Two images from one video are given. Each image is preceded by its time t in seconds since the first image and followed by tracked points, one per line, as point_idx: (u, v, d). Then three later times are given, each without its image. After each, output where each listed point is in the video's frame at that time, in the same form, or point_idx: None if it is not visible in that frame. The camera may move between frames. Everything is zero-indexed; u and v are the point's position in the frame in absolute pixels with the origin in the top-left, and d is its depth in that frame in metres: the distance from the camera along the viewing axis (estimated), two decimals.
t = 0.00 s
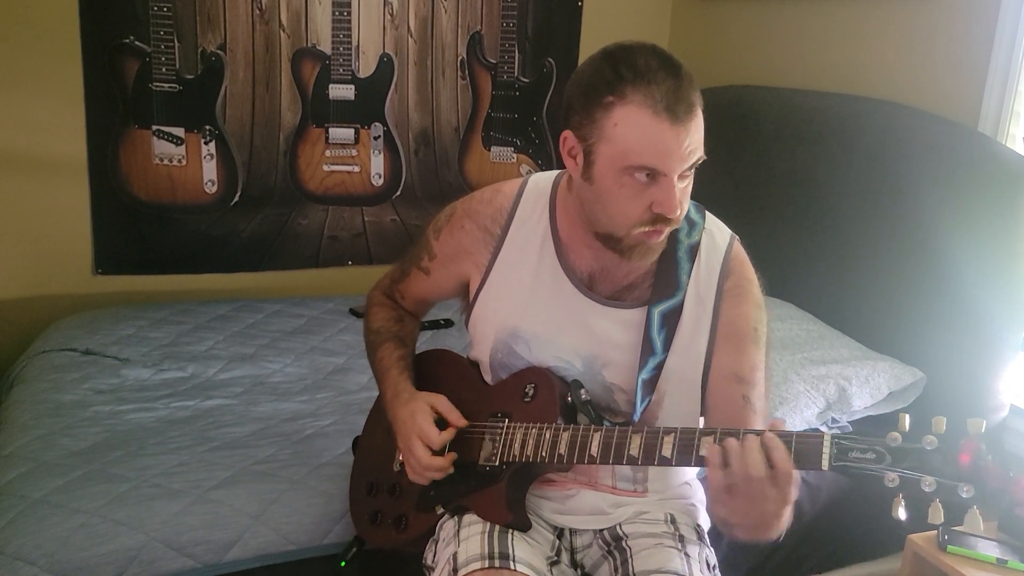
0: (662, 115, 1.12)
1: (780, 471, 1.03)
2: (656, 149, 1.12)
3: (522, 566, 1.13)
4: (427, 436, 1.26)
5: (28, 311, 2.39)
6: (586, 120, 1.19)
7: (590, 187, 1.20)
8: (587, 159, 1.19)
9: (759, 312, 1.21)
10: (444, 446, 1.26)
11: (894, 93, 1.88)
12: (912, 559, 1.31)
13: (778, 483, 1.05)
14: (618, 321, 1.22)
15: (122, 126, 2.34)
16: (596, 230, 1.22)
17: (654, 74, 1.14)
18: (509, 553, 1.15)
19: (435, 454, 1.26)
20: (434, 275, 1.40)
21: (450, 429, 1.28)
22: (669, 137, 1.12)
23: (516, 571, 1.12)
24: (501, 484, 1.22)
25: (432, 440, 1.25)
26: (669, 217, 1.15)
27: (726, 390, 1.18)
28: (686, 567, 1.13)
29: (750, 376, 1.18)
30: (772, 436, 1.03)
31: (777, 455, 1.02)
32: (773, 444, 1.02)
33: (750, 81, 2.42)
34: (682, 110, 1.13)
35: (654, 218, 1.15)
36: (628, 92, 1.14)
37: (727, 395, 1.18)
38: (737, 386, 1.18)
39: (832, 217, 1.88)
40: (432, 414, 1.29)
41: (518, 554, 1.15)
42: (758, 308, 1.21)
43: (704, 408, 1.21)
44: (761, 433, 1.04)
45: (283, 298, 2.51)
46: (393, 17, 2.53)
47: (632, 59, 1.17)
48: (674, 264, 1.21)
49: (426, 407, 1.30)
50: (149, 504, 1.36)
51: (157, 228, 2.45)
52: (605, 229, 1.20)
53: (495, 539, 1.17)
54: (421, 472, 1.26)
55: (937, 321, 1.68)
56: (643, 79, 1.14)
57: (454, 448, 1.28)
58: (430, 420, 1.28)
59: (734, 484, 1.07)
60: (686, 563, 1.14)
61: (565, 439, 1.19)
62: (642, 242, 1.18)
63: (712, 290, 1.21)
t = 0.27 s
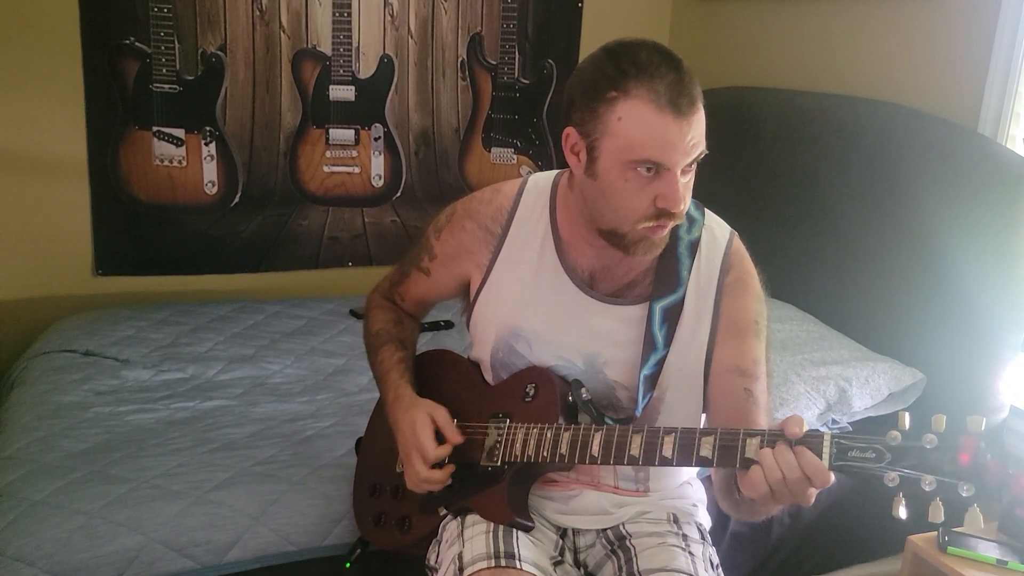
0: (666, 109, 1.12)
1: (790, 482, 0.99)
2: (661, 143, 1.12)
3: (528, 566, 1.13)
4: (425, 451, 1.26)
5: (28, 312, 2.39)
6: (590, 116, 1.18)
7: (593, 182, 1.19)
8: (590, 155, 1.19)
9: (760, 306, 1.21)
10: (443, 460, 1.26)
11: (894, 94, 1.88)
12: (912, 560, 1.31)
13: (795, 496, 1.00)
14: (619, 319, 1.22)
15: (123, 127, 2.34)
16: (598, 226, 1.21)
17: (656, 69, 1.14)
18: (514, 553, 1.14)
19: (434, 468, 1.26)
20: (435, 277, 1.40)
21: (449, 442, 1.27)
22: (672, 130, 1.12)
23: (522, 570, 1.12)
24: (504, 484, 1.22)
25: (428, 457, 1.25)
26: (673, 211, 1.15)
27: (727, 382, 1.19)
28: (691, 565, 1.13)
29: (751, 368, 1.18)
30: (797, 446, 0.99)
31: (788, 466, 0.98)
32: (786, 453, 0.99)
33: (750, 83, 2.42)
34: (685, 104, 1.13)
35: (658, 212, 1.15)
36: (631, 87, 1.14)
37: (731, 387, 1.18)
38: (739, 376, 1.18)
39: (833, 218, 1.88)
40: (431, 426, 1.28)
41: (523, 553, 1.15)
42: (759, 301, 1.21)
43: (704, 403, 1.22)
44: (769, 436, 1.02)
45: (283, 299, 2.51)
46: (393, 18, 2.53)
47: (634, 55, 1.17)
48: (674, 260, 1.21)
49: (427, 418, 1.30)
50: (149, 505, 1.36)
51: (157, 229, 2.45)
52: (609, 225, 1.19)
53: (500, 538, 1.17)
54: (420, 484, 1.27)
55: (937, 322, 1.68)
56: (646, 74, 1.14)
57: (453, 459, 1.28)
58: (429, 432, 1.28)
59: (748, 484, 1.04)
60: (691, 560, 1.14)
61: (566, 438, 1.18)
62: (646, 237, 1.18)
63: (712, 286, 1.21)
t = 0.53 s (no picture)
0: (666, 116, 1.12)
1: (789, 501, 0.99)
2: (661, 151, 1.12)
3: (523, 572, 1.14)
4: (418, 452, 1.25)
5: (29, 312, 2.39)
6: (589, 122, 1.18)
7: (594, 190, 1.19)
8: (591, 163, 1.19)
9: (762, 311, 1.21)
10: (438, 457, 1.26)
11: (894, 93, 1.88)
12: (913, 560, 1.31)
13: (794, 517, 1.00)
14: (619, 325, 1.22)
15: (123, 128, 2.35)
16: (600, 234, 1.21)
17: (656, 75, 1.14)
18: (510, 559, 1.15)
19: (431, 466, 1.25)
20: (433, 278, 1.40)
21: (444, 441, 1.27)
22: (672, 138, 1.11)
23: None
24: (502, 491, 1.22)
25: (423, 457, 1.24)
26: (675, 220, 1.14)
27: (730, 389, 1.18)
28: (690, 570, 1.13)
29: (754, 374, 1.18)
30: (800, 467, 0.99)
31: (788, 485, 0.98)
32: (786, 473, 0.99)
33: (750, 83, 2.42)
34: (685, 110, 1.12)
35: (660, 221, 1.15)
36: (630, 93, 1.14)
37: (733, 395, 1.18)
38: (742, 383, 1.18)
39: (833, 217, 1.88)
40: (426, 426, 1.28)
41: (519, 559, 1.16)
42: (761, 306, 1.21)
43: (706, 409, 1.22)
44: (773, 455, 1.02)
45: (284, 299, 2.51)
46: (394, 19, 2.53)
47: (634, 59, 1.17)
48: (677, 266, 1.21)
49: (421, 419, 1.29)
50: (149, 506, 1.36)
51: (158, 229, 2.45)
52: (611, 233, 1.19)
53: (495, 544, 1.18)
54: (419, 484, 1.26)
55: (937, 322, 1.68)
56: (645, 80, 1.14)
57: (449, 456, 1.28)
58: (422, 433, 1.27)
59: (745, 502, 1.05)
60: (690, 565, 1.14)
61: (566, 448, 1.18)
62: (648, 247, 1.17)
63: (714, 291, 1.21)
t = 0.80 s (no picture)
0: (659, 87, 1.13)
1: (791, 512, 0.99)
2: (655, 122, 1.12)
3: None
4: (416, 456, 1.25)
5: (29, 313, 2.39)
6: (585, 103, 1.19)
7: (592, 171, 1.19)
8: (588, 144, 1.19)
9: (765, 314, 1.21)
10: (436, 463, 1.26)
11: (894, 93, 1.88)
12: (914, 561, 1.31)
13: (794, 526, 1.00)
14: (621, 326, 1.22)
15: (124, 128, 2.35)
16: (601, 218, 1.21)
17: (649, 51, 1.16)
18: (508, 564, 1.15)
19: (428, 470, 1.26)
20: (433, 279, 1.40)
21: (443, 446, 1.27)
22: (666, 108, 1.12)
23: None
24: (502, 495, 1.22)
25: (420, 461, 1.24)
26: (672, 194, 1.13)
27: (733, 392, 1.18)
28: None
29: (756, 378, 1.18)
30: (802, 478, 0.99)
31: (790, 496, 0.98)
32: (788, 484, 0.99)
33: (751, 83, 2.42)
34: (678, 82, 1.13)
35: (658, 196, 1.14)
36: (624, 68, 1.15)
37: (736, 399, 1.18)
38: (743, 387, 1.17)
39: (833, 217, 1.88)
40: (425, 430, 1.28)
41: (518, 565, 1.16)
42: (764, 309, 1.21)
43: (707, 412, 1.22)
44: (776, 465, 1.02)
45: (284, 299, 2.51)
46: (394, 19, 2.53)
47: (627, 40, 1.18)
48: (679, 267, 1.21)
49: (420, 423, 1.29)
50: (150, 506, 1.36)
51: (158, 229, 2.45)
52: (610, 214, 1.19)
53: (495, 549, 1.18)
54: (416, 489, 1.26)
55: (938, 323, 1.68)
56: (638, 55, 1.15)
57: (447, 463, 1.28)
58: (421, 437, 1.27)
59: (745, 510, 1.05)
60: (690, 570, 1.15)
61: (566, 453, 1.18)
62: (649, 226, 1.16)
63: (716, 294, 1.21)
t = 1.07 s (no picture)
0: (660, 98, 1.13)
1: (791, 497, 0.98)
2: (655, 132, 1.12)
3: (524, 573, 1.14)
4: (424, 439, 1.26)
5: (30, 313, 2.39)
6: (585, 107, 1.19)
7: (590, 176, 1.20)
8: (587, 149, 1.19)
9: (763, 310, 1.21)
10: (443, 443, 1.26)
11: (894, 93, 1.88)
12: (914, 560, 1.31)
13: (795, 512, 1.00)
14: (621, 321, 1.22)
15: (124, 128, 2.35)
16: (597, 222, 1.21)
17: (651, 59, 1.15)
18: (511, 559, 1.15)
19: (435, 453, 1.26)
20: (435, 277, 1.40)
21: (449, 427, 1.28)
22: (666, 119, 1.12)
23: None
24: (505, 490, 1.22)
25: (429, 442, 1.25)
26: (669, 203, 1.14)
27: (733, 388, 1.18)
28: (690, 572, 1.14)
29: (756, 373, 1.18)
30: (801, 464, 0.99)
31: (789, 480, 0.98)
32: (787, 469, 0.99)
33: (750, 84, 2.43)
34: (679, 93, 1.13)
35: (655, 205, 1.15)
36: (625, 77, 1.15)
37: (736, 395, 1.18)
38: (743, 382, 1.18)
39: (833, 217, 1.89)
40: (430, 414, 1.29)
41: (520, 559, 1.16)
42: (762, 305, 1.21)
43: (707, 409, 1.22)
44: (774, 452, 1.02)
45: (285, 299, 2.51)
46: (395, 19, 2.53)
47: (630, 46, 1.18)
48: (677, 264, 1.21)
49: (425, 408, 1.30)
50: (151, 506, 1.36)
51: (158, 229, 2.45)
52: (606, 219, 1.20)
53: (497, 544, 1.17)
54: (423, 473, 1.26)
55: (939, 322, 1.68)
56: (640, 64, 1.15)
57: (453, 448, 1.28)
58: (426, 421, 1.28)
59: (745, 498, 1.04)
60: (690, 567, 1.14)
61: (568, 447, 1.18)
62: (645, 232, 1.17)
63: (715, 289, 1.21)
